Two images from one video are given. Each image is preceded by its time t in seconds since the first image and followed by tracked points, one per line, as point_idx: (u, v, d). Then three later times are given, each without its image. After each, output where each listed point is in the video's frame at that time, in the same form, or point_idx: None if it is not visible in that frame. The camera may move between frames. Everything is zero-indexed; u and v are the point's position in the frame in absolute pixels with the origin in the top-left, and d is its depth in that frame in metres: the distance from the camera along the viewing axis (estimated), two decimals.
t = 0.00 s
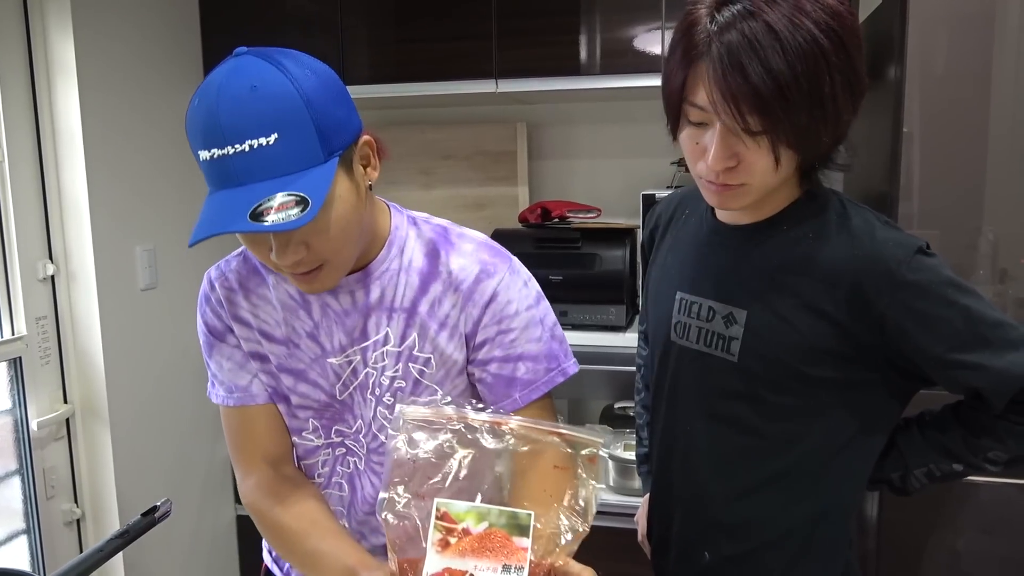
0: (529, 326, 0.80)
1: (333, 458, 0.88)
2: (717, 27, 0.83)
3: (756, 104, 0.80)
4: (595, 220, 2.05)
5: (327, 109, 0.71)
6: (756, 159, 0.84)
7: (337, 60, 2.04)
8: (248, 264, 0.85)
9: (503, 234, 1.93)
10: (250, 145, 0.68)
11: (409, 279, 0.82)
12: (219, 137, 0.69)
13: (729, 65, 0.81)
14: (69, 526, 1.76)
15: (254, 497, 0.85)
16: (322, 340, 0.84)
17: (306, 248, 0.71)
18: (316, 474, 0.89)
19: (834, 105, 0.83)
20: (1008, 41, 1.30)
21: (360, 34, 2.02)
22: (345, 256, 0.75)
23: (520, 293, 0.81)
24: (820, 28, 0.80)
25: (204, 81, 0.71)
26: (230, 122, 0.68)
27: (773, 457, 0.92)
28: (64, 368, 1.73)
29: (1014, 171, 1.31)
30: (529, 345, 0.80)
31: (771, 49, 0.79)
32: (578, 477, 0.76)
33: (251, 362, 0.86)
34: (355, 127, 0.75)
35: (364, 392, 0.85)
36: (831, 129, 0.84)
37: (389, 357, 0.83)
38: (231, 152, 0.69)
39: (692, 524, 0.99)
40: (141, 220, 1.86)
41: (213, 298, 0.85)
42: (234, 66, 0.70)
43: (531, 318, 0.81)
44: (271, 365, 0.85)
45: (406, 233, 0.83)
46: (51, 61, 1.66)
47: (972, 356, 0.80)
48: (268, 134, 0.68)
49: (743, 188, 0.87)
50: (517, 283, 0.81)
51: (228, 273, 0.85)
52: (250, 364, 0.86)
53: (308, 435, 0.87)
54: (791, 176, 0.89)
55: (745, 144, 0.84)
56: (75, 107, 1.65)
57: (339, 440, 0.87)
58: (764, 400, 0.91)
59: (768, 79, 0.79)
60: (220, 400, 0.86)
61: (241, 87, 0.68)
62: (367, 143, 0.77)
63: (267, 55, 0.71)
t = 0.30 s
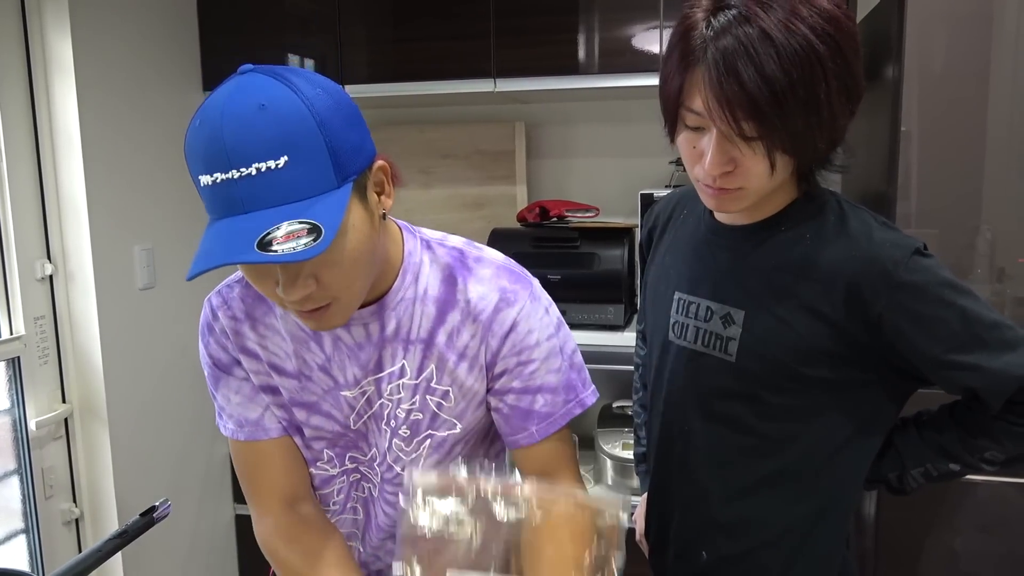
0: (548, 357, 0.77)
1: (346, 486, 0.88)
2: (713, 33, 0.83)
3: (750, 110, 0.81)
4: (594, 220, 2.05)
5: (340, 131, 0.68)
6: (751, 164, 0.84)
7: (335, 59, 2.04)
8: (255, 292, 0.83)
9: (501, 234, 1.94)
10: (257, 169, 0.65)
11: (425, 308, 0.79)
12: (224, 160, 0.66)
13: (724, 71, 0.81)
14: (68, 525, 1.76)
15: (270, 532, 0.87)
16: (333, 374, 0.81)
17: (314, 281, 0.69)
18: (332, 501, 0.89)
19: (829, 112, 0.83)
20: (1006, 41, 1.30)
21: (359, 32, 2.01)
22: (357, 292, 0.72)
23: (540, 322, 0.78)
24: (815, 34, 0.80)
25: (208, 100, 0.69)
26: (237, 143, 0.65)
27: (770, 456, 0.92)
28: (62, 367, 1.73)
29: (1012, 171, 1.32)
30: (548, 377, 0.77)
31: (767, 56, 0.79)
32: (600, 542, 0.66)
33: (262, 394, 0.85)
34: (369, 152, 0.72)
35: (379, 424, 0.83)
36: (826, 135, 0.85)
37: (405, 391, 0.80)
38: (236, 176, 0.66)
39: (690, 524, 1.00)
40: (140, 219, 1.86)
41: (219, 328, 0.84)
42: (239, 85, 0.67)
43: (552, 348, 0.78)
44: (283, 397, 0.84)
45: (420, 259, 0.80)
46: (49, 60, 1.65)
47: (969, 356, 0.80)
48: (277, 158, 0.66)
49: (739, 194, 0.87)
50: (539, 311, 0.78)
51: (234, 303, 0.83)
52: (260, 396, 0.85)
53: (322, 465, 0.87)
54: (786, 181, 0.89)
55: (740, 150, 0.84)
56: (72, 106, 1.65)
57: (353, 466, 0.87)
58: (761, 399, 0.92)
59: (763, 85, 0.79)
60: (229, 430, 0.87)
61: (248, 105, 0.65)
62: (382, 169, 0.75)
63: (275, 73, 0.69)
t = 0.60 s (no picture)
0: (558, 376, 0.77)
1: (344, 496, 0.89)
2: (709, 31, 0.83)
3: (746, 110, 0.80)
4: (592, 218, 2.05)
5: (363, 138, 0.67)
6: (748, 163, 0.84)
7: (332, 58, 2.04)
8: (253, 296, 0.82)
9: (499, 232, 1.93)
10: (281, 181, 0.64)
11: (434, 322, 0.78)
12: (246, 172, 0.64)
13: (719, 70, 0.81)
14: (65, 524, 1.77)
15: (266, 541, 0.88)
16: (335, 385, 0.81)
17: (339, 296, 0.68)
18: (328, 511, 0.90)
19: (826, 112, 0.83)
20: (1004, 38, 1.29)
21: (356, 30, 2.01)
22: (377, 304, 0.71)
23: (553, 340, 0.77)
24: (810, 33, 0.80)
25: (218, 106, 0.66)
26: (260, 153, 0.63)
27: (767, 453, 0.92)
28: (59, 365, 1.73)
29: (1010, 168, 1.31)
30: (558, 396, 0.77)
31: (763, 56, 0.79)
32: (599, 567, 0.70)
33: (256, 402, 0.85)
34: (388, 159, 0.71)
35: (380, 436, 0.83)
36: (822, 136, 0.85)
37: (410, 405, 0.80)
38: (258, 190, 0.64)
39: (686, 522, 1.00)
40: (136, 217, 1.85)
41: (216, 332, 0.83)
42: (254, 91, 0.65)
43: (563, 366, 0.77)
44: (281, 405, 0.83)
45: (431, 270, 0.78)
46: (44, 58, 1.65)
47: (963, 353, 0.80)
48: (303, 168, 0.64)
49: (736, 194, 0.87)
50: (552, 329, 0.77)
51: (234, 306, 0.82)
52: (257, 402, 0.85)
53: (319, 476, 0.87)
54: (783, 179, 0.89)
55: (736, 149, 0.83)
56: (68, 104, 1.65)
57: (352, 476, 0.87)
58: (757, 398, 0.91)
59: (760, 85, 0.79)
60: (224, 436, 0.86)
61: (270, 112, 0.63)
62: (400, 175, 0.74)
63: (290, 78, 0.67)
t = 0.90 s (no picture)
0: (553, 372, 0.77)
1: (340, 496, 0.89)
2: (711, 31, 0.83)
3: (749, 109, 0.80)
4: (591, 217, 2.05)
5: (367, 145, 0.67)
6: (751, 162, 0.84)
7: (332, 57, 2.04)
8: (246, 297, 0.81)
9: (498, 231, 1.93)
10: (288, 191, 0.64)
11: (430, 321, 0.78)
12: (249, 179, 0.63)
13: (722, 69, 0.81)
14: (63, 522, 1.76)
15: (260, 542, 0.88)
16: (330, 387, 0.80)
17: (343, 302, 0.68)
18: (323, 513, 0.90)
19: (827, 111, 0.83)
20: (1003, 39, 1.30)
21: (355, 29, 2.01)
22: (378, 307, 0.72)
23: (547, 337, 0.77)
24: (813, 33, 0.80)
25: (221, 114, 0.65)
26: (265, 161, 0.63)
27: (765, 453, 0.92)
28: (57, 364, 1.73)
29: (1008, 169, 1.32)
30: (554, 393, 0.77)
31: (766, 55, 0.79)
32: (599, 568, 0.70)
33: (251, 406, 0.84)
34: (390, 163, 0.71)
35: (377, 437, 0.83)
36: (823, 136, 0.85)
37: (405, 405, 0.80)
38: (263, 200, 0.64)
39: (684, 521, 1.00)
40: (135, 216, 1.85)
41: (210, 335, 0.82)
42: (257, 97, 0.65)
43: (558, 363, 0.78)
44: (276, 408, 0.83)
45: (426, 269, 0.78)
46: (43, 56, 1.65)
47: (960, 353, 0.81)
48: (310, 176, 0.64)
49: (738, 193, 0.87)
50: (546, 326, 0.78)
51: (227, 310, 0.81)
52: (251, 406, 0.85)
53: (314, 478, 0.87)
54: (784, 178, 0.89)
55: (738, 148, 0.84)
56: (67, 102, 1.65)
57: (347, 478, 0.87)
58: (755, 398, 0.92)
59: (763, 84, 0.79)
60: (219, 438, 0.86)
61: (276, 120, 0.63)
62: (400, 179, 0.74)
63: (292, 85, 0.66)
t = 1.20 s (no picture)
0: (537, 354, 0.77)
1: (329, 483, 0.89)
2: (707, 30, 0.83)
3: (745, 110, 0.81)
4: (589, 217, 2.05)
5: (355, 117, 0.68)
6: (747, 161, 0.84)
7: (331, 56, 2.04)
8: (238, 283, 0.82)
9: (496, 230, 1.93)
10: (280, 154, 0.64)
11: (415, 303, 0.79)
12: (241, 147, 0.64)
13: (718, 70, 0.81)
14: (60, 520, 1.76)
15: (248, 531, 0.87)
16: (319, 370, 0.81)
17: (332, 268, 0.68)
18: (312, 500, 0.90)
19: (823, 110, 0.83)
20: (1001, 39, 1.30)
21: (355, 27, 2.01)
22: (367, 276, 0.72)
23: (529, 319, 0.78)
24: (809, 33, 0.80)
25: (213, 88, 0.66)
26: (258, 129, 0.63)
27: (762, 453, 0.92)
28: (55, 362, 1.72)
29: (1005, 170, 1.32)
30: (538, 374, 0.77)
31: (762, 54, 0.79)
32: (595, 567, 0.70)
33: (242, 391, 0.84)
34: (376, 138, 0.72)
35: (364, 420, 0.83)
36: (819, 134, 0.85)
37: (391, 386, 0.80)
38: (255, 163, 0.64)
39: (680, 521, 1.00)
40: (133, 214, 1.85)
41: (201, 321, 0.83)
42: (249, 69, 0.65)
43: (541, 345, 0.78)
44: (265, 392, 0.83)
45: (411, 254, 0.79)
46: (41, 53, 1.65)
47: (956, 352, 0.81)
48: (302, 142, 0.65)
49: (734, 192, 0.87)
50: (528, 308, 0.78)
51: (219, 295, 0.82)
52: (242, 389, 0.84)
53: (303, 464, 0.87)
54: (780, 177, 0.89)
55: (733, 148, 0.84)
56: (65, 99, 1.65)
57: (336, 465, 0.87)
58: (752, 397, 0.92)
59: (759, 84, 0.79)
60: (209, 426, 0.86)
61: (269, 88, 0.64)
62: (384, 156, 0.74)
63: (283, 58, 0.67)
